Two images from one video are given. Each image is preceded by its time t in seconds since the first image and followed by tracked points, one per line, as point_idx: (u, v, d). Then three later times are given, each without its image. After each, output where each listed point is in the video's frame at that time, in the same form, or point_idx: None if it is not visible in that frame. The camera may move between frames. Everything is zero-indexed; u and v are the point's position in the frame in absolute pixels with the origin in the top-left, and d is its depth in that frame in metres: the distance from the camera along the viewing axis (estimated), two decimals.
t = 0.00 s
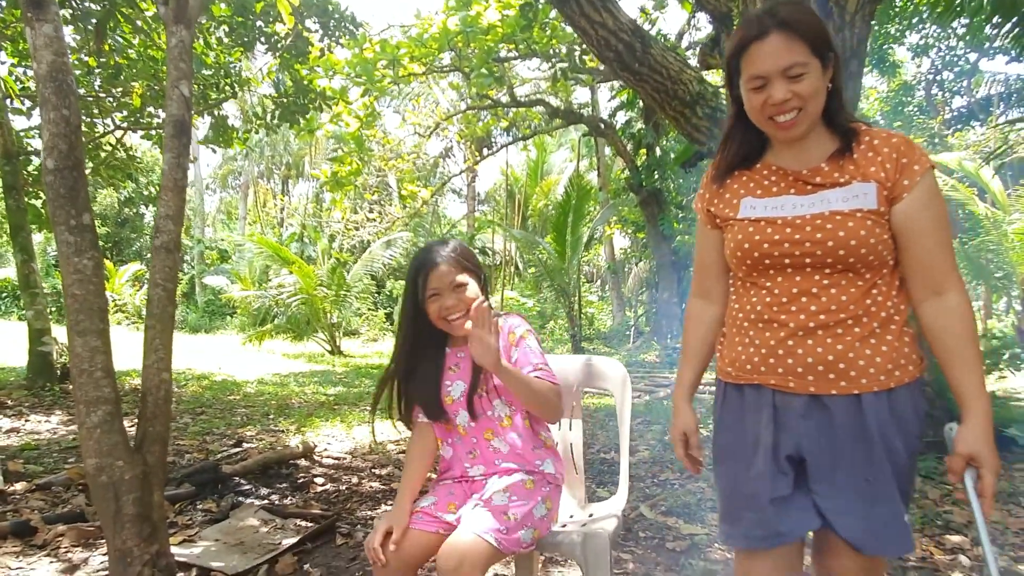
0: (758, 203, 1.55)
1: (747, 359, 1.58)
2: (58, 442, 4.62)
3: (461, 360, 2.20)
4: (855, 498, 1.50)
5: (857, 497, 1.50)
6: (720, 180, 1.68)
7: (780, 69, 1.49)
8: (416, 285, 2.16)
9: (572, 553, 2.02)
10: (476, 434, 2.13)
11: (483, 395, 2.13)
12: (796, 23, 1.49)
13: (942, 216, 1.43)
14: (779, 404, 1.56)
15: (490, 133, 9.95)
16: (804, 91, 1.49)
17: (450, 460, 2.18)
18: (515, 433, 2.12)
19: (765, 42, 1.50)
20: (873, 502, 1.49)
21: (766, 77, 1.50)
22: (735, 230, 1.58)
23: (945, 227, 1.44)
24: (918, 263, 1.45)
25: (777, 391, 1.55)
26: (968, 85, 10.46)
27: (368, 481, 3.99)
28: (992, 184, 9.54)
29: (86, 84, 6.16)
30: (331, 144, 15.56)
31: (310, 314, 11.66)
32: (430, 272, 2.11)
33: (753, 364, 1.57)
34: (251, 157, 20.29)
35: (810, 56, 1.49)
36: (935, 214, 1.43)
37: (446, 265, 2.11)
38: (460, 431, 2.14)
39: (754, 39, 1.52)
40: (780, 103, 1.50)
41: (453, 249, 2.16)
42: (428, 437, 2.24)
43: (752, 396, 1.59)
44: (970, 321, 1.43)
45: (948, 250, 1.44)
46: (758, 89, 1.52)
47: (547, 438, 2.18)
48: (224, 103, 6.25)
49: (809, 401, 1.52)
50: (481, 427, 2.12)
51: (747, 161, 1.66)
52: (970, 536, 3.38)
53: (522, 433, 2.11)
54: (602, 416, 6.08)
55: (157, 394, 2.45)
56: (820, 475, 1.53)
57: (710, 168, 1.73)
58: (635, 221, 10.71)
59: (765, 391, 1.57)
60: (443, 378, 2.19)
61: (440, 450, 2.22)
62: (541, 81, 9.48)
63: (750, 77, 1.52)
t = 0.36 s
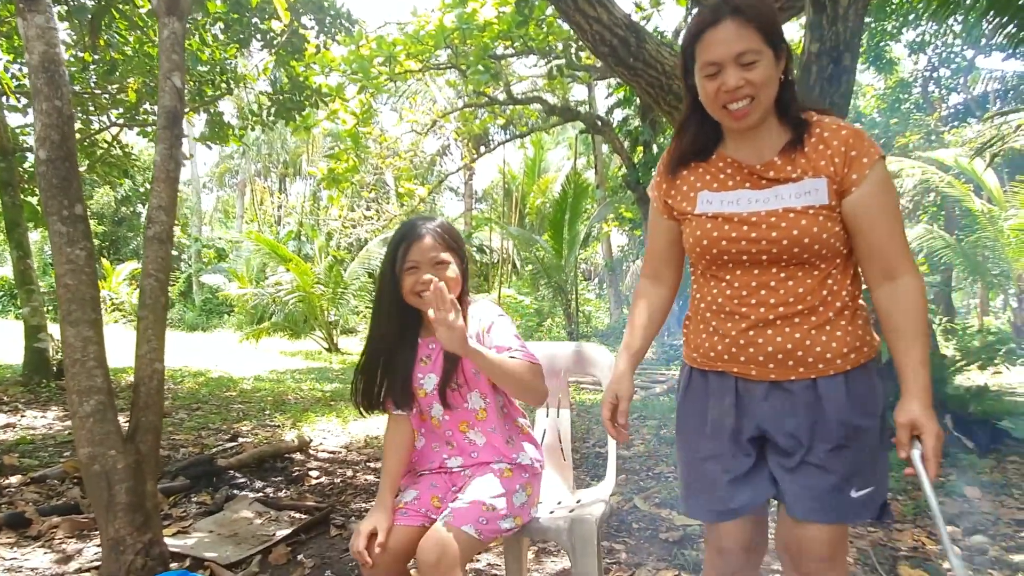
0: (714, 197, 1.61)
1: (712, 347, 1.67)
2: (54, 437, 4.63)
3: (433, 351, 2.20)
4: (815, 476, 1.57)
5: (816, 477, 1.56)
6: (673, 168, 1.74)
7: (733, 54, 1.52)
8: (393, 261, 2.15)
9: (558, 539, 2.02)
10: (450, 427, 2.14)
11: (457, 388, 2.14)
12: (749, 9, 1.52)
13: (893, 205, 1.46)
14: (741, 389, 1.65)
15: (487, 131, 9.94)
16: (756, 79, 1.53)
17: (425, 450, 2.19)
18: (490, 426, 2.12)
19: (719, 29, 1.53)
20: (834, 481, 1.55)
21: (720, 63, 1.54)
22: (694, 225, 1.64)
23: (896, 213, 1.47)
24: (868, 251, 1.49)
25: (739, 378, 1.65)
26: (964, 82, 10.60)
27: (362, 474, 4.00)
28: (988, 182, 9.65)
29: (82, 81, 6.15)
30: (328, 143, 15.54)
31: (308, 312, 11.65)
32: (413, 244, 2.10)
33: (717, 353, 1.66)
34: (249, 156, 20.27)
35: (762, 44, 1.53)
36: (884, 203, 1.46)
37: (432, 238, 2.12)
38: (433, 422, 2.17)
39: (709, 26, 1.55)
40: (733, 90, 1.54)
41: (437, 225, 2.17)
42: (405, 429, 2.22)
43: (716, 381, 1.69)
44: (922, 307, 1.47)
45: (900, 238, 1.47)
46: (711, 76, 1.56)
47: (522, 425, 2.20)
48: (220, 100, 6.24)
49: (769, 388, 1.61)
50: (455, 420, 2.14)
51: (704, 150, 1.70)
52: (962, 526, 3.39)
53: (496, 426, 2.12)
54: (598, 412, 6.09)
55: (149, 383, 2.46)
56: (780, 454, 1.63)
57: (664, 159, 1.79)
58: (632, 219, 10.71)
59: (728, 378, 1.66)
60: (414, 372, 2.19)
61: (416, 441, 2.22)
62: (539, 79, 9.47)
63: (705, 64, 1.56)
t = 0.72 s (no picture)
0: (694, 225, 1.67)
1: (706, 349, 1.80)
2: (45, 430, 4.62)
3: (438, 331, 2.22)
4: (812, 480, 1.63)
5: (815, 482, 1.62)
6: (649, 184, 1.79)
7: (710, 59, 1.51)
8: (404, 237, 2.23)
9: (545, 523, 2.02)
10: (447, 410, 2.18)
11: (459, 371, 2.16)
12: (725, 12, 1.52)
13: (879, 227, 1.38)
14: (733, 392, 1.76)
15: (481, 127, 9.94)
16: (735, 87, 1.50)
17: (419, 434, 2.22)
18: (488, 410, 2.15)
19: (695, 33, 1.53)
20: (833, 485, 1.61)
21: (696, 69, 1.52)
22: (682, 253, 1.71)
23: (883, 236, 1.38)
24: (853, 277, 1.42)
25: (730, 381, 1.76)
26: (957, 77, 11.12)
27: (355, 465, 4.01)
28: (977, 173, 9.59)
29: (73, 75, 6.13)
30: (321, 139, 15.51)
31: (301, 308, 11.62)
32: (426, 221, 2.19)
33: (713, 359, 1.78)
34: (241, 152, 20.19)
35: (741, 50, 1.51)
36: (865, 228, 1.38)
37: (442, 216, 2.20)
38: (429, 406, 2.19)
39: (687, 28, 1.55)
40: (711, 98, 1.51)
41: (447, 202, 2.24)
42: (398, 413, 2.21)
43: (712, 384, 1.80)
44: (918, 337, 1.35)
45: (891, 264, 1.37)
46: (686, 83, 1.54)
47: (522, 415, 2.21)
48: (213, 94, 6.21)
49: (760, 392, 1.72)
50: (454, 402, 2.17)
51: (680, 168, 1.73)
52: (948, 513, 3.43)
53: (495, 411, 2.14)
54: (590, 405, 6.12)
55: (141, 371, 2.47)
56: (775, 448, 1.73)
57: (644, 165, 1.82)
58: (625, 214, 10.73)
59: (720, 381, 1.78)
60: (416, 351, 2.21)
61: (410, 426, 2.23)
62: (532, 74, 9.47)
63: (680, 69, 1.53)
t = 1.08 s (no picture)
0: (678, 244, 1.65)
1: (709, 339, 1.80)
2: (29, 418, 4.61)
3: (430, 303, 2.26)
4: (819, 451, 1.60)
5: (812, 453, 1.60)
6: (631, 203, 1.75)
7: (683, 88, 1.38)
8: (403, 210, 2.26)
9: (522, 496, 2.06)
10: (428, 382, 2.20)
11: (446, 345, 2.19)
12: (698, 31, 1.38)
13: (862, 246, 1.20)
14: (735, 377, 1.78)
15: (467, 118, 9.92)
16: (712, 115, 1.40)
17: (396, 406, 2.22)
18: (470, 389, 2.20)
19: (664, 57, 1.38)
20: (831, 460, 1.59)
21: (668, 98, 1.40)
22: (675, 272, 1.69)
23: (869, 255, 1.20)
24: (836, 305, 1.24)
25: (730, 364, 1.78)
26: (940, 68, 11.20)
27: (340, 450, 4.04)
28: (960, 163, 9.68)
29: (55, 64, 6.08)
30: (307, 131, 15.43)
31: (287, 299, 11.59)
32: (428, 193, 2.24)
33: (715, 345, 1.79)
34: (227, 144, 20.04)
35: (716, 73, 1.39)
36: (844, 247, 1.21)
37: (445, 190, 2.25)
38: (412, 374, 2.21)
39: (653, 52, 1.40)
40: (685, 130, 1.41)
41: (451, 179, 2.29)
42: (379, 385, 2.23)
43: (715, 372, 1.82)
44: (911, 373, 1.13)
45: (877, 286, 1.18)
46: (659, 112, 1.43)
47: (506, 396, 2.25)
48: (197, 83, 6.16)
49: (760, 374, 1.72)
50: (434, 375, 2.19)
51: (664, 179, 1.68)
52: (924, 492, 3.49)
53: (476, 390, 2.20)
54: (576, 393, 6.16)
55: (124, 353, 2.48)
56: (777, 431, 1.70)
57: (626, 177, 1.75)
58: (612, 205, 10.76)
59: (722, 363, 1.80)
60: (405, 322, 2.24)
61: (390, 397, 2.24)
62: (519, 65, 9.46)
63: (649, 99, 1.42)
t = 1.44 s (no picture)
0: (653, 250, 1.62)
1: (695, 322, 1.74)
2: (13, 406, 4.60)
3: (414, 283, 2.28)
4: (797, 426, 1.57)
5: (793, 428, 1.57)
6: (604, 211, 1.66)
7: (646, 115, 1.26)
8: (394, 189, 2.27)
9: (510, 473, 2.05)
10: (417, 359, 2.24)
11: (428, 321, 2.22)
12: (660, 54, 1.25)
13: (814, 279, 1.14)
14: (719, 359, 1.74)
15: (454, 107, 9.88)
16: (676, 141, 1.29)
17: (391, 382, 2.27)
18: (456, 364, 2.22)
19: (625, 83, 1.26)
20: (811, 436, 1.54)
21: (631, 124, 1.28)
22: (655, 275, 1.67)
23: (819, 293, 1.14)
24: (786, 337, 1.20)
25: (713, 347, 1.74)
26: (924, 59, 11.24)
27: (326, 435, 4.06)
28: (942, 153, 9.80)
29: (36, 51, 6.00)
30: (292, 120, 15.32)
31: (273, 289, 11.55)
32: (417, 174, 2.23)
33: (700, 328, 1.74)
34: (210, 133, 19.87)
35: (678, 98, 1.26)
36: (793, 282, 1.15)
37: (434, 171, 2.23)
38: (399, 355, 2.26)
39: (615, 76, 1.28)
40: (651, 156, 1.29)
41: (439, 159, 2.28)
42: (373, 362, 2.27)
43: (701, 354, 1.79)
44: (839, 418, 1.14)
45: (821, 327, 1.14)
46: (624, 137, 1.31)
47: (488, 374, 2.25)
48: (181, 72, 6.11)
49: (745, 357, 1.66)
50: (421, 353, 2.24)
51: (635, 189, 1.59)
52: (899, 472, 3.56)
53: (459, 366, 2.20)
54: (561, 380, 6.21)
55: (108, 336, 2.49)
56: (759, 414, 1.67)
57: (605, 185, 1.66)
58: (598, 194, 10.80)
59: (704, 345, 1.77)
60: (390, 302, 2.27)
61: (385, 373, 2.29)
62: (505, 55, 9.43)
63: (614, 124, 1.30)
